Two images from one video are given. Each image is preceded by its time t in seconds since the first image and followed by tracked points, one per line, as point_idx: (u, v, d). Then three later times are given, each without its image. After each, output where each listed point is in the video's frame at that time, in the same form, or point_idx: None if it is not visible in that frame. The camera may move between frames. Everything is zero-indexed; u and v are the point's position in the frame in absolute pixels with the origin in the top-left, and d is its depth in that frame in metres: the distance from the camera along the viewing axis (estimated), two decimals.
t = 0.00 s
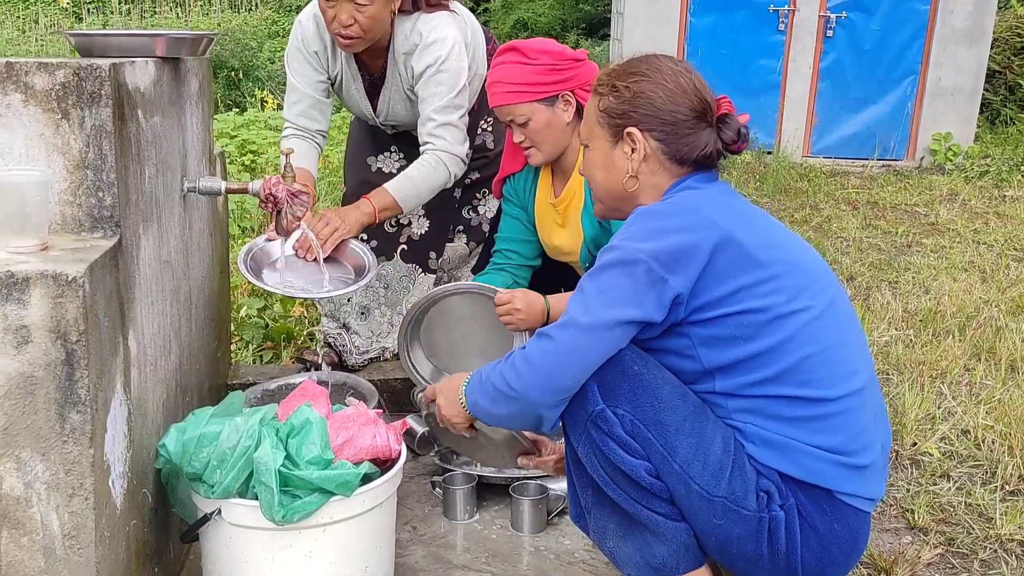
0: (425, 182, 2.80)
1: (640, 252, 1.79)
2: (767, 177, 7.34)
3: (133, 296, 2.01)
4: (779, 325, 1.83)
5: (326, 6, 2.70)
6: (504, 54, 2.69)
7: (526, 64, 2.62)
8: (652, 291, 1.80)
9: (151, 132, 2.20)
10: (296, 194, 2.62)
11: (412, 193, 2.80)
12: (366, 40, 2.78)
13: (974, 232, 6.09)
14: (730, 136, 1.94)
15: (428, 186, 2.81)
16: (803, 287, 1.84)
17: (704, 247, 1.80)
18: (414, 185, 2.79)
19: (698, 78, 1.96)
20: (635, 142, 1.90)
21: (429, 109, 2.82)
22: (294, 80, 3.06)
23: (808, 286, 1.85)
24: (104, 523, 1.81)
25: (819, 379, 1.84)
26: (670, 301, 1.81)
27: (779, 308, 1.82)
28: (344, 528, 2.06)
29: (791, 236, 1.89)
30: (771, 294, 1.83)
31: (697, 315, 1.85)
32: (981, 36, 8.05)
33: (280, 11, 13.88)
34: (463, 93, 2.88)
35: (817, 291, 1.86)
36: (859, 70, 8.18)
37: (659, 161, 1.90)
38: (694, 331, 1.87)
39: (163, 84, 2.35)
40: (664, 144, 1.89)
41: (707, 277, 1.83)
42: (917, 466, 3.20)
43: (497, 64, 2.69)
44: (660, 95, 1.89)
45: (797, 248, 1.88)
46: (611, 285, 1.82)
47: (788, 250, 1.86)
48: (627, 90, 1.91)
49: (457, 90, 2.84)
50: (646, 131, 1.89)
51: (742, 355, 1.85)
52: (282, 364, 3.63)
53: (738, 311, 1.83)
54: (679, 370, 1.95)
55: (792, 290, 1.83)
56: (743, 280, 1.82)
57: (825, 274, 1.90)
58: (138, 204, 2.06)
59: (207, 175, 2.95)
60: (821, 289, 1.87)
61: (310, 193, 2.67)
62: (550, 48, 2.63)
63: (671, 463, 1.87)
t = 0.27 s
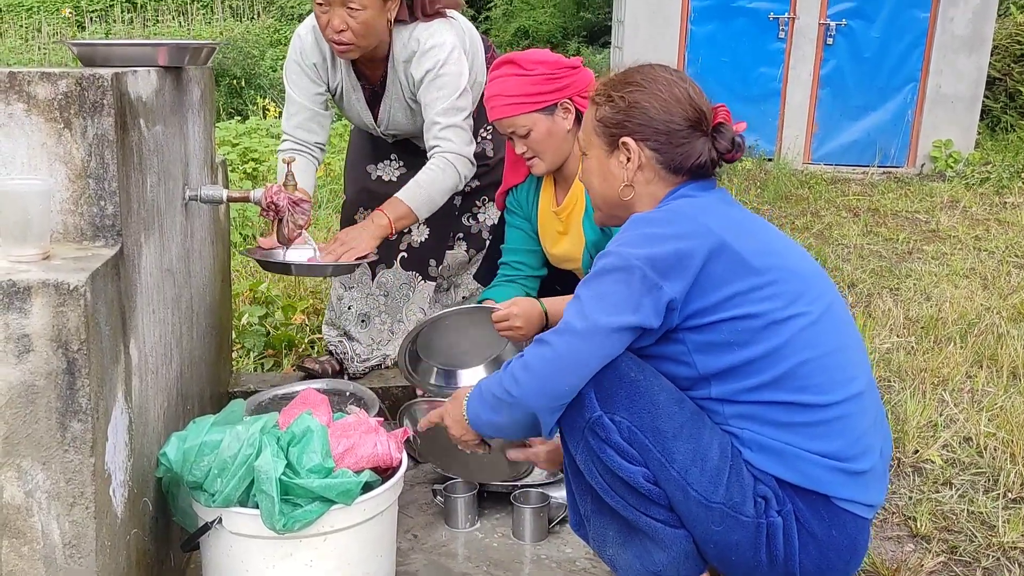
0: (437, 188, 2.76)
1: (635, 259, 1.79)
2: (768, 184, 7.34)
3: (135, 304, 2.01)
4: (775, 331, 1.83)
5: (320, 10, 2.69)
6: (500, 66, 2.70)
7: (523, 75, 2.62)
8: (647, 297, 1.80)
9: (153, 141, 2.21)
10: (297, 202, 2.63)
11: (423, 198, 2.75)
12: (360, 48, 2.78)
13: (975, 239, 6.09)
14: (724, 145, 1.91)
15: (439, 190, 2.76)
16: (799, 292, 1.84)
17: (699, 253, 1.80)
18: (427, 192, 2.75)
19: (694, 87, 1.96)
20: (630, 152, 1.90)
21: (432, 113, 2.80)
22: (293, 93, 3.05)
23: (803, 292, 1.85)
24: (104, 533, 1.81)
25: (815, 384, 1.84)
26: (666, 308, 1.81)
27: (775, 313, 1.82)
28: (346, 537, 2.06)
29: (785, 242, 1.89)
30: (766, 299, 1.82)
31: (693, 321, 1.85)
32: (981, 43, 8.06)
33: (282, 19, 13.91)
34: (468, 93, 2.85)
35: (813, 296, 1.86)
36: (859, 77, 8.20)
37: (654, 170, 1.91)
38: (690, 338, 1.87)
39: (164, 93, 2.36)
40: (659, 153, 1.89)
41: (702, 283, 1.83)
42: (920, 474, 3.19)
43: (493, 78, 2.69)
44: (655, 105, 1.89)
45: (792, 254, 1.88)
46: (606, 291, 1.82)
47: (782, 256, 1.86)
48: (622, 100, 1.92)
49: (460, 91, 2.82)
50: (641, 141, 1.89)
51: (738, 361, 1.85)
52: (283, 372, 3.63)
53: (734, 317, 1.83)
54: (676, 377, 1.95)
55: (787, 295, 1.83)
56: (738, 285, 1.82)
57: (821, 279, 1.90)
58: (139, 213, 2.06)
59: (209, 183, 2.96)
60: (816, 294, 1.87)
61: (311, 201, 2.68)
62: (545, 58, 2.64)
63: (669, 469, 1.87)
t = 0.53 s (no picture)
0: (410, 196, 2.71)
1: (632, 269, 1.79)
2: (769, 193, 7.35)
3: (136, 315, 2.02)
4: (773, 339, 1.83)
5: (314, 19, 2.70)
6: (501, 76, 2.70)
7: (525, 85, 2.62)
8: (644, 307, 1.80)
9: (154, 152, 2.21)
10: (297, 213, 2.63)
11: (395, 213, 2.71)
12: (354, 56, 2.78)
13: (976, 248, 6.09)
14: (718, 159, 1.92)
15: (414, 202, 2.72)
16: (796, 301, 1.85)
17: (696, 263, 1.80)
18: (400, 199, 2.71)
19: (691, 101, 1.96)
20: (625, 166, 1.91)
21: (412, 117, 2.80)
22: (292, 105, 3.08)
23: (801, 300, 1.85)
24: (105, 544, 1.80)
25: (814, 393, 1.84)
26: (663, 317, 1.81)
27: (773, 322, 1.82)
28: (347, 547, 2.06)
29: (782, 251, 1.90)
30: (764, 308, 1.83)
31: (691, 330, 1.85)
32: (980, 52, 8.08)
33: (284, 30, 13.95)
34: (450, 101, 2.85)
35: (810, 305, 1.86)
36: (858, 86, 8.22)
37: (649, 184, 1.92)
38: (689, 347, 1.87)
39: (166, 105, 2.37)
40: (653, 167, 1.90)
41: (700, 293, 1.83)
42: (922, 483, 3.18)
43: (495, 89, 2.70)
44: (650, 120, 1.90)
45: (789, 263, 1.88)
46: (604, 302, 1.82)
47: (780, 265, 1.86)
48: (618, 114, 1.92)
49: (441, 99, 2.82)
50: (636, 155, 1.90)
51: (737, 370, 1.85)
52: (284, 382, 3.62)
53: (732, 326, 1.83)
54: (675, 386, 1.95)
55: (785, 304, 1.84)
56: (735, 295, 1.82)
57: (819, 288, 1.90)
58: (141, 224, 2.07)
59: (210, 194, 2.96)
60: (814, 302, 1.87)
61: (312, 211, 2.69)
62: (547, 69, 2.65)
63: (671, 477, 1.87)
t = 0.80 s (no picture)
0: (406, 204, 2.72)
1: (627, 279, 1.79)
2: (769, 202, 7.36)
3: (137, 326, 2.02)
4: (771, 347, 1.83)
5: (314, 36, 2.72)
6: (511, 80, 2.71)
7: (538, 90, 2.63)
8: (640, 317, 1.80)
9: (155, 163, 2.22)
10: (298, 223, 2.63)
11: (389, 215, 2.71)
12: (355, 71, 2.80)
13: (976, 256, 6.10)
14: (716, 173, 1.91)
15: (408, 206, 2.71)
16: (794, 308, 1.85)
17: (692, 272, 1.80)
18: (394, 207, 2.71)
19: (690, 112, 1.95)
20: (622, 177, 1.92)
21: (409, 124, 2.80)
22: (291, 116, 3.10)
23: (799, 308, 1.85)
24: (105, 556, 1.80)
25: (813, 400, 1.84)
26: (660, 327, 1.81)
27: (770, 330, 1.82)
28: (348, 558, 2.05)
29: (779, 259, 1.90)
30: (761, 316, 1.83)
31: (689, 339, 1.85)
32: (979, 61, 8.09)
33: (285, 41, 14.02)
34: (447, 106, 2.83)
35: (808, 312, 1.86)
36: (857, 95, 8.24)
37: (646, 196, 1.92)
38: (687, 356, 1.87)
39: (167, 116, 2.37)
40: (650, 178, 1.90)
41: (697, 302, 1.83)
42: (924, 493, 3.18)
43: (504, 91, 2.69)
44: (648, 131, 1.89)
45: (786, 270, 1.88)
46: (600, 312, 1.83)
47: (777, 272, 1.86)
48: (616, 124, 1.92)
49: (439, 105, 2.81)
50: (633, 167, 1.90)
51: (735, 378, 1.85)
52: (285, 393, 3.62)
53: (729, 334, 1.83)
54: (674, 396, 1.95)
55: (782, 311, 1.83)
56: (732, 303, 1.82)
57: (817, 295, 1.90)
58: (141, 235, 2.07)
59: (211, 205, 2.97)
60: (812, 309, 1.87)
61: (313, 222, 2.68)
62: (560, 76, 2.66)
63: (674, 488, 1.86)
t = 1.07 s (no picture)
0: (434, 201, 2.76)
1: (625, 288, 1.79)
2: (769, 210, 7.37)
3: (137, 334, 2.02)
4: (769, 354, 1.82)
5: (316, 44, 2.73)
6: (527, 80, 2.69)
7: (557, 96, 2.59)
8: (638, 325, 1.80)
9: (155, 172, 2.22)
10: (298, 231, 2.63)
11: (421, 212, 2.76)
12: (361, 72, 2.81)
13: (976, 263, 6.10)
14: (716, 182, 1.91)
15: (439, 202, 2.77)
16: (792, 314, 1.84)
17: (689, 280, 1.80)
18: (424, 202, 2.75)
19: (692, 120, 1.95)
20: (622, 182, 1.92)
21: (427, 128, 2.83)
22: (290, 120, 3.11)
23: (797, 314, 1.85)
24: (104, 565, 1.79)
25: (812, 406, 1.83)
26: (658, 335, 1.81)
27: (768, 337, 1.82)
28: (348, 567, 2.05)
29: (777, 265, 1.89)
30: (759, 322, 1.82)
31: (688, 347, 1.85)
32: (977, 69, 8.10)
33: (284, 50, 14.06)
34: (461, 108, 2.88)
35: (806, 319, 1.86)
36: (857, 103, 8.25)
37: (646, 202, 1.92)
38: (685, 364, 1.87)
39: (167, 125, 2.38)
40: (650, 185, 1.90)
41: (694, 309, 1.83)
42: (926, 500, 3.17)
43: (522, 90, 2.66)
44: (650, 138, 1.89)
45: (784, 277, 1.88)
46: (598, 321, 1.83)
47: (774, 279, 1.86)
48: (618, 129, 1.92)
49: (454, 106, 2.84)
50: (634, 172, 1.90)
51: (734, 386, 1.85)
52: (285, 401, 3.62)
53: (727, 342, 1.82)
54: (673, 404, 1.94)
55: (780, 318, 1.83)
56: (730, 311, 1.82)
57: (815, 302, 1.90)
58: (141, 243, 2.07)
59: (211, 213, 2.97)
60: (810, 316, 1.86)
61: (313, 229, 2.69)
62: (582, 84, 2.63)
63: (674, 497, 1.86)
